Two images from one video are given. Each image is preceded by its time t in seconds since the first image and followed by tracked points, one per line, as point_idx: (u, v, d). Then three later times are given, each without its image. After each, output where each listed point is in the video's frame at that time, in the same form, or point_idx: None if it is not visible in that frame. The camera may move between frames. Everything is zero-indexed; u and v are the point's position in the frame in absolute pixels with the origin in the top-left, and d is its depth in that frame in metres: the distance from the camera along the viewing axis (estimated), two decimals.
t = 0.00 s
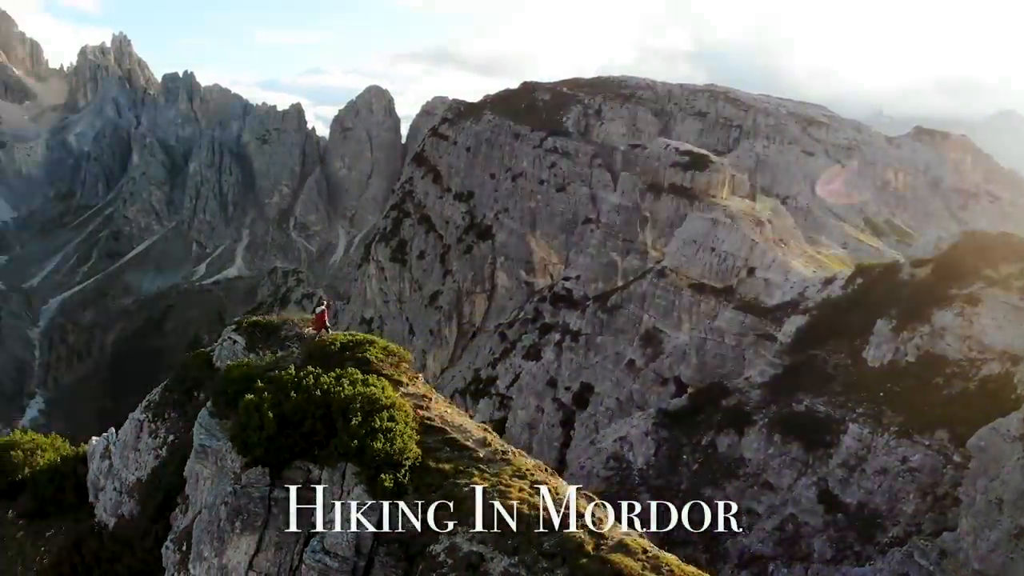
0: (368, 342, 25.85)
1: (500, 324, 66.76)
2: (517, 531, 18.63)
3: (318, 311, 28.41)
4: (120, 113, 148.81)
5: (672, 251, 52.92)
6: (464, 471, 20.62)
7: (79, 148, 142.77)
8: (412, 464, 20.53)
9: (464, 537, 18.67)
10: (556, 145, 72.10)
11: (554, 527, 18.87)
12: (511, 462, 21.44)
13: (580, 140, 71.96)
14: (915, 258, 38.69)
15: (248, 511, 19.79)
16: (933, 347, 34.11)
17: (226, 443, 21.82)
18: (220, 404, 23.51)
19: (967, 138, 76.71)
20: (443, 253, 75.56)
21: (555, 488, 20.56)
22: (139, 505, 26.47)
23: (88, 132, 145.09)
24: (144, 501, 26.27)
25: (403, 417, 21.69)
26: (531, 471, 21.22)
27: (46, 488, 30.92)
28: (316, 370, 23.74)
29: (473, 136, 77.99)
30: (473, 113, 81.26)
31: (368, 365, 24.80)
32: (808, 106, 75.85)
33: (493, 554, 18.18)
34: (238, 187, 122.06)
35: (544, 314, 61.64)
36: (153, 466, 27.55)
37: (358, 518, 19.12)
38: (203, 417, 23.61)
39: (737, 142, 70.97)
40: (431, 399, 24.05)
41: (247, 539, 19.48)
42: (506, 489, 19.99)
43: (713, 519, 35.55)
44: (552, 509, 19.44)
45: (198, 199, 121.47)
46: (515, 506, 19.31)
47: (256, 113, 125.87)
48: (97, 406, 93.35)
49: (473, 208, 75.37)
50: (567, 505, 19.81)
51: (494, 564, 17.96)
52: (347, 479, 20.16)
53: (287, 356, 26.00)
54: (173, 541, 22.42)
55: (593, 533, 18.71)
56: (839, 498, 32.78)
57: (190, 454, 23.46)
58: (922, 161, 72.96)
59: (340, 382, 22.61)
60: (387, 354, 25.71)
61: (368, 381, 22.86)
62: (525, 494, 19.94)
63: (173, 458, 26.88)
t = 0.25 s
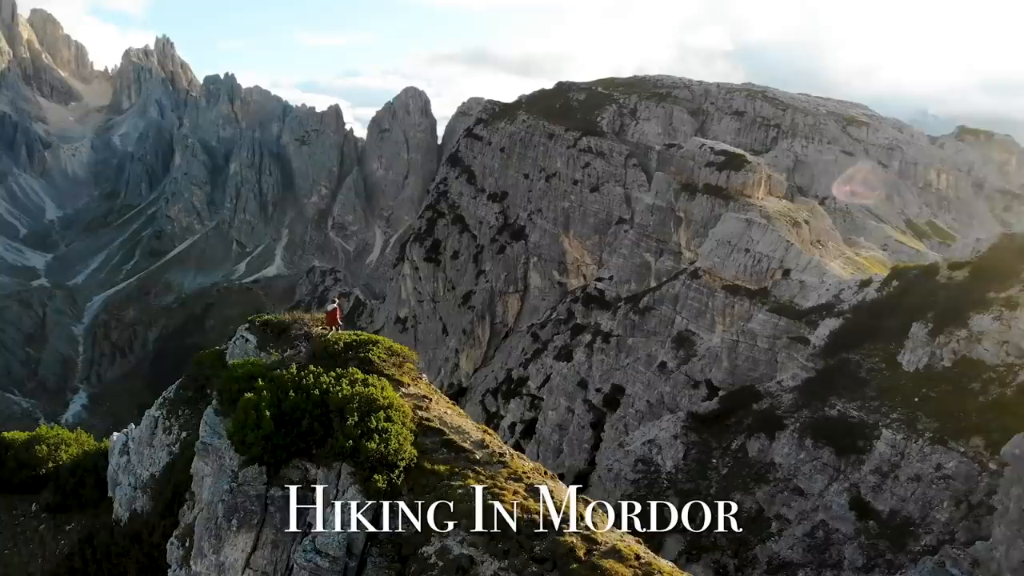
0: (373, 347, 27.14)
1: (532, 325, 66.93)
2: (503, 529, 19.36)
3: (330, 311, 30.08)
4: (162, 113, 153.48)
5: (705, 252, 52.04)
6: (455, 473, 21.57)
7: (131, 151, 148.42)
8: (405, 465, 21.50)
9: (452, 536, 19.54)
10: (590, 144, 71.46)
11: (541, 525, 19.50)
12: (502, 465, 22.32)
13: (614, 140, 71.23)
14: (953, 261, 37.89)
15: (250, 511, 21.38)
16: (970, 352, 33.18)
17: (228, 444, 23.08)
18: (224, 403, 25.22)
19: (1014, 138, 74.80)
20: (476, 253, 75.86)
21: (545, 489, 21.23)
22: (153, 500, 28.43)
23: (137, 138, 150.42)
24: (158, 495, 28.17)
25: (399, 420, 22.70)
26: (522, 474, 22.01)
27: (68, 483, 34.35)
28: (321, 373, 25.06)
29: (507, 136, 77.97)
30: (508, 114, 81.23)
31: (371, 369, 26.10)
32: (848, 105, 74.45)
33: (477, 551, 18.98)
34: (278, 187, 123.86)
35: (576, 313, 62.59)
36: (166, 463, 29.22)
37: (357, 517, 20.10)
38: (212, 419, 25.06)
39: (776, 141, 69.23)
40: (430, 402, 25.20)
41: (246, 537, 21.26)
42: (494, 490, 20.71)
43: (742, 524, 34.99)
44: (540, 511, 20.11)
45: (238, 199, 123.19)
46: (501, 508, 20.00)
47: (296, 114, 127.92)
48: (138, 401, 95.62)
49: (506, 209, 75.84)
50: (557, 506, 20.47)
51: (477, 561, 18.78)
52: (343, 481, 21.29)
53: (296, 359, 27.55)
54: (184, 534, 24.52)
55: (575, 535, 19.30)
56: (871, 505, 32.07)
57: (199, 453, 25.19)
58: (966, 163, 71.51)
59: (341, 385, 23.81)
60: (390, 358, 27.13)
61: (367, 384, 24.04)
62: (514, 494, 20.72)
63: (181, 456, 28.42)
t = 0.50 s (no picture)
0: (376, 347, 26.99)
1: (565, 325, 66.61)
2: (494, 532, 19.35)
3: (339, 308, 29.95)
4: (203, 114, 156.67)
5: (740, 253, 51.08)
6: (450, 474, 21.50)
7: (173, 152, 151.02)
8: (400, 465, 21.47)
9: (443, 538, 19.62)
10: (624, 144, 71.07)
11: (532, 528, 19.41)
12: (499, 467, 22.16)
13: (649, 140, 70.64)
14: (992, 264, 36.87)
15: (247, 509, 21.23)
16: (1007, 356, 32.23)
17: (228, 442, 23.10)
18: (227, 402, 25.39)
19: None
20: (509, 253, 75.79)
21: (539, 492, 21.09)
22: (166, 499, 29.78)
23: (179, 139, 153.14)
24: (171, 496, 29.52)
25: (395, 420, 22.64)
26: (517, 475, 21.87)
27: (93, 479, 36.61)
28: (320, 373, 25.02)
29: (541, 137, 77.88)
30: (542, 114, 81.11)
31: (373, 369, 25.98)
32: (889, 105, 72.94)
33: (467, 555, 19.05)
34: (316, 188, 125.23)
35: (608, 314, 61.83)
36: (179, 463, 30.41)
37: (356, 518, 20.16)
38: (217, 416, 25.12)
39: (815, 141, 67.61)
40: (430, 402, 25.02)
41: (242, 536, 21.00)
42: (488, 492, 20.68)
43: (771, 529, 34.36)
44: (533, 514, 20.02)
45: (277, 199, 124.71)
46: (493, 512, 19.96)
47: (334, 116, 129.15)
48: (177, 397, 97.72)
49: (540, 209, 75.60)
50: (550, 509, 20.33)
51: (466, 564, 18.93)
52: (338, 481, 21.11)
53: (298, 359, 27.48)
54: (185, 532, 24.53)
55: (566, 537, 19.19)
56: (903, 512, 31.38)
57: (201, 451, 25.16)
58: (1011, 163, 69.78)
59: (339, 385, 23.80)
60: (393, 358, 26.94)
61: (365, 384, 23.94)
62: (508, 497, 20.61)
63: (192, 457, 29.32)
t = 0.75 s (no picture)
0: (379, 347, 26.90)
1: (597, 326, 66.27)
2: (485, 534, 19.16)
3: (348, 308, 30.06)
4: (244, 115, 158.96)
5: (774, 255, 49.93)
6: (444, 476, 21.39)
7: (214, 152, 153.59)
8: (394, 466, 21.42)
9: (432, 540, 19.51)
10: (659, 144, 70.56)
11: (523, 531, 19.19)
12: (494, 469, 21.96)
13: (685, 139, 69.94)
14: None
15: (244, 507, 21.57)
16: None
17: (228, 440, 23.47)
18: (231, 401, 25.73)
19: None
20: (542, 253, 75.61)
21: (533, 496, 20.88)
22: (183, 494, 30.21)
23: (220, 139, 155.56)
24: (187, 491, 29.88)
25: (392, 420, 22.58)
26: (512, 478, 21.66)
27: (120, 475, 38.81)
28: (322, 372, 25.07)
29: (574, 137, 77.69)
30: (576, 114, 80.88)
31: (375, 368, 25.92)
32: (931, 104, 71.25)
33: (456, 557, 18.90)
34: (353, 188, 126.25)
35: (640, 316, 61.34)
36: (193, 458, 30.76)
37: (355, 518, 20.22)
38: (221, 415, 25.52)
39: (854, 141, 66.17)
40: (430, 403, 24.86)
41: (240, 533, 21.40)
42: (480, 495, 20.52)
43: (800, 536, 33.72)
44: (526, 518, 19.77)
45: (315, 200, 126.05)
46: (484, 514, 19.79)
47: (371, 117, 129.96)
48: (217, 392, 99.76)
49: (573, 210, 75.34)
50: (543, 513, 20.05)
51: (455, 566, 18.81)
52: (331, 480, 21.19)
53: (304, 357, 27.55)
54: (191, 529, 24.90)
55: (557, 540, 18.91)
56: (936, 519, 30.65)
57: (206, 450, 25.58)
58: None
59: (338, 384, 23.79)
60: (396, 358, 26.78)
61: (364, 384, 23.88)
62: (500, 501, 20.44)
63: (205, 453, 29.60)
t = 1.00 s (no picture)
0: (381, 345, 26.66)
1: (630, 328, 65.74)
2: (474, 537, 19.36)
3: (357, 309, 29.96)
4: (283, 117, 160.93)
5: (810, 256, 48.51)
6: (438, 478, 21.37)
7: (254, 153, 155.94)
8: (389, 466, 21.39)
9: (423, 542, 19.66)
10: (695, 143, 69.89)
11: (512, 535, 19.40)
12: (488, 472, 21.93)
13: (721, 139, 69.14)
14: None
15: (241, 505, 21.57)
16: None
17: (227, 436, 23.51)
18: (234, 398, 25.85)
19: None
20: (574, 254, 75.32)
21: (526, 500, 20.90)
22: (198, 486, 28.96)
23: (259, 140, 157.82)
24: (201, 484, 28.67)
25: (389, 420, 22.48)
26: (506, 482, 21.68)
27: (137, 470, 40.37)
28: (322, 370, 24.92)
29: (609, 136, 77.36)
30: (611, 113, 80.49)
31: (375, 366, 25.70)
32: (974, 103, 69.39)
33: (445, 559, 19.14)
34: (389, 188, 127.08)
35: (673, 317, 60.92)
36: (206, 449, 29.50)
37: (356, 517, 20.22)
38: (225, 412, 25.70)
39: (893, 140, 64.81)
40: (429, 403, 24.65)
41: (237, 530, 21.49)
42: (473, 499, 20.59)
43: (830, 542, 33.13)
44: (516, 523, 19.90)
45: (352, 200, 127.17)
46: (476, 520, 19.89)
47: (407, 118, 130.64)
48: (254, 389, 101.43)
49: (607, 210, 74.96)
50: (533, 517, 20.19)
51: (444, 569, 19.02)
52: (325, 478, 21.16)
53: (306, 355, 27.41)
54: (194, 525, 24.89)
55: (546, 548, 19.14)
56: (970, 528, 29.96)
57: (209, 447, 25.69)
58: None
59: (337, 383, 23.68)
60: (398, 358, 26.51)
61: (362, 382, 23.76)
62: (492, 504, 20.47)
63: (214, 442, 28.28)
